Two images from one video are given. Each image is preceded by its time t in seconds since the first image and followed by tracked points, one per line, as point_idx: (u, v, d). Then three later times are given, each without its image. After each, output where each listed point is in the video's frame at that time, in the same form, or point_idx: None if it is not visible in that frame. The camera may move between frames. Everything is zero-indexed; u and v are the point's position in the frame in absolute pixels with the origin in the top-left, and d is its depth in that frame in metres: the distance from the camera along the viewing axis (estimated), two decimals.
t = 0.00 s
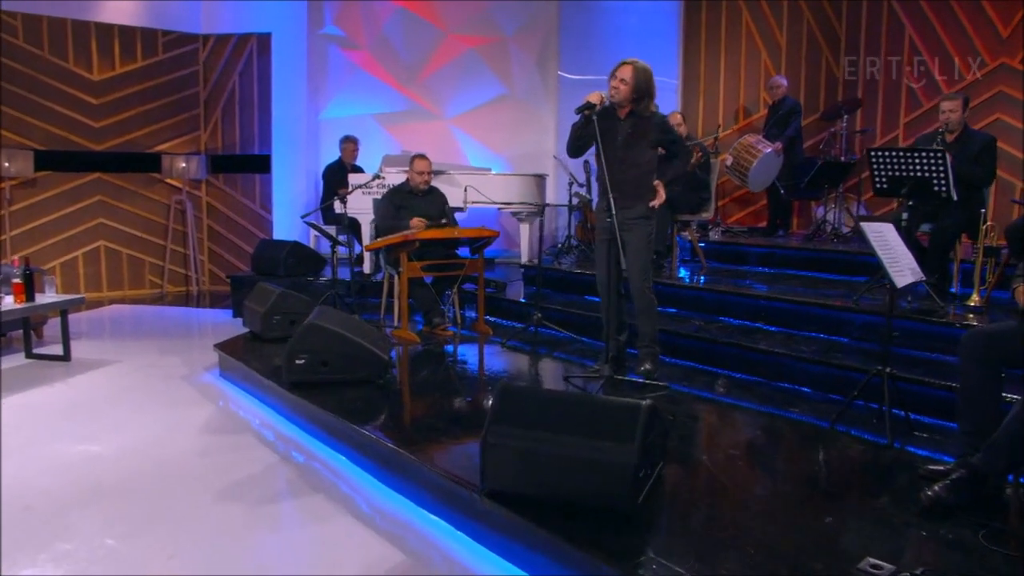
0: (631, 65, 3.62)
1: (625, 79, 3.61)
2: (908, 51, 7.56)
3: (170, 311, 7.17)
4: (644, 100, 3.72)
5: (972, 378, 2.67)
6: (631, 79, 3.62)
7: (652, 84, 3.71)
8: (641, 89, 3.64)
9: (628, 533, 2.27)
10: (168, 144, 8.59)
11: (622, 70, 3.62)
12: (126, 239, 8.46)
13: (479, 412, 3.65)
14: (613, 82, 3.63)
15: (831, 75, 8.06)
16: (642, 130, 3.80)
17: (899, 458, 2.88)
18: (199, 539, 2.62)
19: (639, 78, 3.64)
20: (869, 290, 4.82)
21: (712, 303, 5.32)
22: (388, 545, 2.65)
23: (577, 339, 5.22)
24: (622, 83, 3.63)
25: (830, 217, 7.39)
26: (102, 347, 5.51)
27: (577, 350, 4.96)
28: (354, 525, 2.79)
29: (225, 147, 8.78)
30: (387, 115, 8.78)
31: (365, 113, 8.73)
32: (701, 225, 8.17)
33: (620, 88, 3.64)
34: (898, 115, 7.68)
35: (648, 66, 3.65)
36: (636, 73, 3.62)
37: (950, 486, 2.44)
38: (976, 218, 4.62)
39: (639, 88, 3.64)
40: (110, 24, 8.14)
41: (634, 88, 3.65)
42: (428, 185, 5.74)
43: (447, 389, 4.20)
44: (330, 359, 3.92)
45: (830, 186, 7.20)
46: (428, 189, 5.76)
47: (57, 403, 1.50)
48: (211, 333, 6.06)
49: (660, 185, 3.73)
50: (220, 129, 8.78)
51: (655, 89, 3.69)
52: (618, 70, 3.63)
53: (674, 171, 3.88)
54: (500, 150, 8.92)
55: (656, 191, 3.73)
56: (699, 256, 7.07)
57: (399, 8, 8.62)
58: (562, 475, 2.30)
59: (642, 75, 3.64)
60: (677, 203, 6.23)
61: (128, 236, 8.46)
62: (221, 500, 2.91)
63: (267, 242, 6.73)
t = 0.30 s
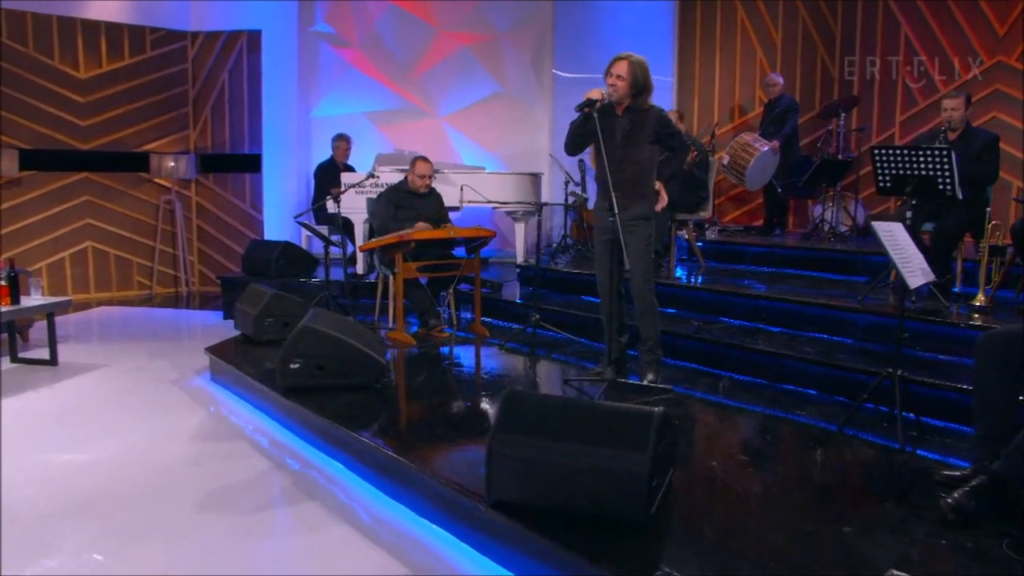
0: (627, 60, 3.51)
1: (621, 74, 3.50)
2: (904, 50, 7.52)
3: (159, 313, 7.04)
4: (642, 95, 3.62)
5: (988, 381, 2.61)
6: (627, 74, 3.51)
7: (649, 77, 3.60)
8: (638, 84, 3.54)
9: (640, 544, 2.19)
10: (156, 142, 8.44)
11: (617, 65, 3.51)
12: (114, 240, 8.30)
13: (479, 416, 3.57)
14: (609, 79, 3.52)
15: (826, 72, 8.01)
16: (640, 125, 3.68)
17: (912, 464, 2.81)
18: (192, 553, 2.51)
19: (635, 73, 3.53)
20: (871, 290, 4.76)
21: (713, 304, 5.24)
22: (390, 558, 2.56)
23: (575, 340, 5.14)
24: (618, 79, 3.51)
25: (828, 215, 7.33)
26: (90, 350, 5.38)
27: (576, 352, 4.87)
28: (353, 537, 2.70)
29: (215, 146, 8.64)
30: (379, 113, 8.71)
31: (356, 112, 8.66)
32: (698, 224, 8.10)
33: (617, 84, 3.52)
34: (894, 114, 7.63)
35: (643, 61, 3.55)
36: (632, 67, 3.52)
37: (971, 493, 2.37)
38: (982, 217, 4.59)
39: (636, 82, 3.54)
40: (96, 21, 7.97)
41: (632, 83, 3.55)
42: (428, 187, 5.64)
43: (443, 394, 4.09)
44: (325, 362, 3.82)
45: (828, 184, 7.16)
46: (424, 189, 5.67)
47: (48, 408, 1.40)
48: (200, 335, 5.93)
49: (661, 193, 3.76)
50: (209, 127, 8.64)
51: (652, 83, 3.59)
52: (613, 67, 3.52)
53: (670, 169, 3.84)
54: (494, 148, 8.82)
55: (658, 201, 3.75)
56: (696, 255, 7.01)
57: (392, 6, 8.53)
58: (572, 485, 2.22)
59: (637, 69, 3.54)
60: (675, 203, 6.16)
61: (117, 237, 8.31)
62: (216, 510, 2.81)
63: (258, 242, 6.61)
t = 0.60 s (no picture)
0: (622, 58, 3.46)
1: (617, 73, 3.45)
2: (897, 49, 7.48)
3: (145, 314, 6.91)
4: (640, 94, 3.54)
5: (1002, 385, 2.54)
6: (624, 72, 3.45)
7: (648, 77, 3.53)
8: (635, 83, 3.46)
9: (651, 556, 2.12)
10: (141, 141, 8.28)
11: (614, 64, 3.46)
12: (98, 241, 8.11)
13: (476, 422, 3.49)
14: (605, 77, 3.47)
15: (819, 70, 7.96)
16: (638, 127, 3.58)
17: (922, 471, 2.76)
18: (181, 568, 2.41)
19: (632, 72, 3.46)
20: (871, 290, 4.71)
21: (711, 305, 5.16)
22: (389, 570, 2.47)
23: (572, 342, 5.05)
24: (615, 77, 3.45)
25: (821, 215, 7.30)
26: (74, 354, 5.24)
27: (572, 354, 4.80)
28: (349, 549, 2.61)
29: (202, 145, 8.50)
30: (369, 112, 8.61)
31: (346, 110, 8.56)
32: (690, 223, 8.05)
33: (613, 82, 3.46)
34: (887, 113, 7.60)
35: (640, 59, 3.48)
36: (628, 65, 3.46)
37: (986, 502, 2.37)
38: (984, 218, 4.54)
39: (634, 81, 3.46)
40: (80, 18, 7.81)
41: (629, 82, 3.48)
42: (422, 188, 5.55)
43: (438, 397, 4.00)
44: (318, 367, 3.72)
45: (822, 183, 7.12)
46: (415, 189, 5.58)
47: (36, 413, 1.29)
48: (187, 338, 5.80)
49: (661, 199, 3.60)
50: (196, 126, 8.49)
51: (651, 83, 3.50)
52: (608, 65, 3.47)
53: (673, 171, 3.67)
54: (485, 147, 8.73)
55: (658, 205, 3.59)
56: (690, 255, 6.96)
57: (381, 3, 8.45)
58: (580, 495, 2.14)
59: (635, 68, 3.47)
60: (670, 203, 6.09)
61: (102, 238, 8.13)
62: (205, 521, 2.71)
63: (246, 243, 6.50)
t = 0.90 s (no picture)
0: (627, 54, 3.38)
1: (621, 69, 3.38)
2: (892, 48, 7.46)
3: (134, 316, 6.82)
4: (644, 90, 3.48)
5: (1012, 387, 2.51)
6: (627, 67, 3.38)
7: (652, 73, 3.46)
8: (639, 79, 3.40)
9: (660, 563, 2.07)
10: (131, 141, 8.17)
11: (617, 59, 3.38)
12: (86, 241, 7.98)
13: (476, 425, 3.44)
14: (609, 73, 3.40)
15: (814, 68, 7.92)
16: (642, 127, 3.53)
17: (930, 474, 2.72)
18: None
19: (636, 68, 3.40)
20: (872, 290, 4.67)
21: (711, 304, 5.12)
22: None
23: (570, 343, 5.00)
24: (618, 73, 3.39)
25: (817, 213, 7.27)
26: (64, 357, 5.15)
27: (570, 355, 4.75)
28: (348, 557, 2.54)
29: (192, 144, 8.40)
30: (360, 110, 8.56)
31: (337, 109, 8.50)
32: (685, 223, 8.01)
33: (617, 78, 3.39)
34: (881, 111, 7.57)
35: (644, 54, 3.41)
36: (632, 61, 3.38)
37: (999, 505, 2.35)
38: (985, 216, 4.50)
39: (637, 77, 3.40)
40: (67, 15, 7.68)
41: (633, 79, 3.42)
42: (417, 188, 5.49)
43: (435, 400, 3.93)
44: (313, 369, 3.65)
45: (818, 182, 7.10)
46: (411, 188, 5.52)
47: (20, 415, 1.18)
48: (178, 340, 5.72)
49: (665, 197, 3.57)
50: (186, 125, 8.39)
51: (655, 78, 3.44)
52: (613, 61, 3.40)
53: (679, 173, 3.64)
54: (478, 147, 8.66)
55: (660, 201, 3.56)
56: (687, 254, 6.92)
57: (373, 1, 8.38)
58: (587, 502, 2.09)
59: (639, 64, 3.40)
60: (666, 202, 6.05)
61: (90, 238, 8.01)
62: (199, 531, 2.64)
63: (238, 242, 6.42)
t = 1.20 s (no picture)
0: (621, 57, 3.35)
1: (615, 71, 3.34)
2: (874, 48, 7.47)
3: (111, 322, 6.67)
4: (637, 94, 3.43)
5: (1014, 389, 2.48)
6: (621, 70, 3.34)
7: (646, 77, 3.42)
8: (633, 82, 3.36)
9: None
10: (106, 142, 8.00)
11: (611, 61, 3.35)
12: (63, 245, 7.77)
13: (467, 434, 3.37)
14: (602, 75, 3.36)
15: (796, 68, 7.92)
16: (636, 128, 3.48)
17: (930, 480, 2.69)
18: None
19: (630, 71, 3.36)
20: (862, 290, 4.65)
21: (702, 307, 5.08)
22: None
23: (559, 347, 4.94)
24: (612, 74, 3.35)
25: (803, 213, 7.27)
26: (39, 365, 5.01)
27: (558, 359, 4.69)
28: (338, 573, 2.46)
29: (169, 146, 8.24)
30: (341, 111, 8.42)
31: (318, 110, 8.36)
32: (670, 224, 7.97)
33: (610, 80, 3.35)
34: (864, 110, 7.58)
35: (639, 57, 3.38)
36: (626, 64, 3.35)
37: (1007, 511, 2.32)
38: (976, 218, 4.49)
39: (631, 80, 3.36)
40: (40, 13, 7.50)
41: (626, 81, 3.38)
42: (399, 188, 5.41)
43: (424, 406, 3.85)
44: (298, 378, 3.55)
45: (804, 182, 7.10)
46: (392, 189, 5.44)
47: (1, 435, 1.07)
48: (158, 346, 5.59)
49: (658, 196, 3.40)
50: (163, 127, 8.24)
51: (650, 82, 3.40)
52: (606, 64, 3.36)
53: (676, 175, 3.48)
54: (461, 147, 8.58)
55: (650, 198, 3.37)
56: (673, 255, 6.89)
57: None
58: (590, 516, 2.02)
59: (633, 67, 3.36)
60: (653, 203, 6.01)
61: (66, 242, 7.80)
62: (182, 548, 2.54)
63: (218, 246, 6.30)
